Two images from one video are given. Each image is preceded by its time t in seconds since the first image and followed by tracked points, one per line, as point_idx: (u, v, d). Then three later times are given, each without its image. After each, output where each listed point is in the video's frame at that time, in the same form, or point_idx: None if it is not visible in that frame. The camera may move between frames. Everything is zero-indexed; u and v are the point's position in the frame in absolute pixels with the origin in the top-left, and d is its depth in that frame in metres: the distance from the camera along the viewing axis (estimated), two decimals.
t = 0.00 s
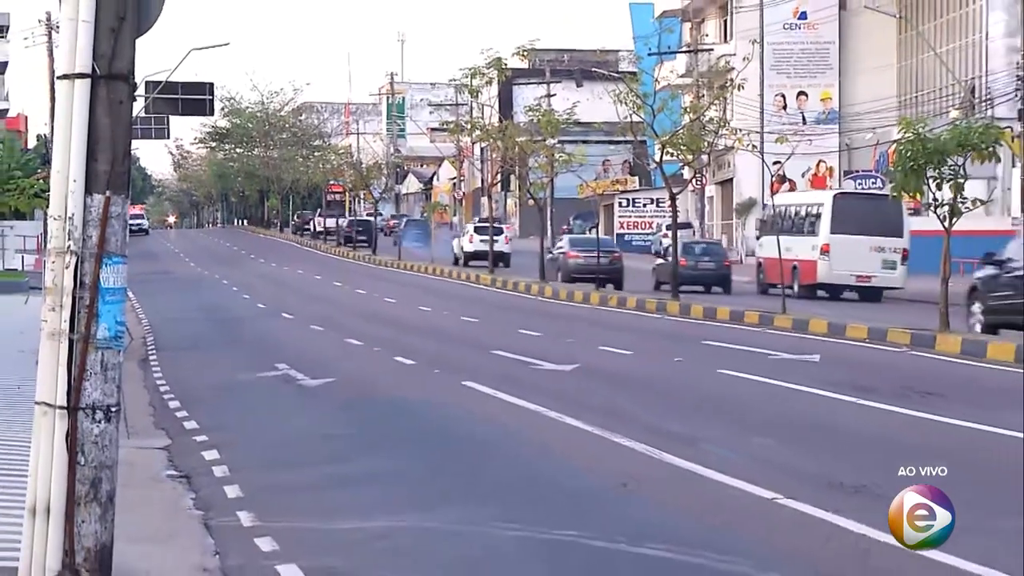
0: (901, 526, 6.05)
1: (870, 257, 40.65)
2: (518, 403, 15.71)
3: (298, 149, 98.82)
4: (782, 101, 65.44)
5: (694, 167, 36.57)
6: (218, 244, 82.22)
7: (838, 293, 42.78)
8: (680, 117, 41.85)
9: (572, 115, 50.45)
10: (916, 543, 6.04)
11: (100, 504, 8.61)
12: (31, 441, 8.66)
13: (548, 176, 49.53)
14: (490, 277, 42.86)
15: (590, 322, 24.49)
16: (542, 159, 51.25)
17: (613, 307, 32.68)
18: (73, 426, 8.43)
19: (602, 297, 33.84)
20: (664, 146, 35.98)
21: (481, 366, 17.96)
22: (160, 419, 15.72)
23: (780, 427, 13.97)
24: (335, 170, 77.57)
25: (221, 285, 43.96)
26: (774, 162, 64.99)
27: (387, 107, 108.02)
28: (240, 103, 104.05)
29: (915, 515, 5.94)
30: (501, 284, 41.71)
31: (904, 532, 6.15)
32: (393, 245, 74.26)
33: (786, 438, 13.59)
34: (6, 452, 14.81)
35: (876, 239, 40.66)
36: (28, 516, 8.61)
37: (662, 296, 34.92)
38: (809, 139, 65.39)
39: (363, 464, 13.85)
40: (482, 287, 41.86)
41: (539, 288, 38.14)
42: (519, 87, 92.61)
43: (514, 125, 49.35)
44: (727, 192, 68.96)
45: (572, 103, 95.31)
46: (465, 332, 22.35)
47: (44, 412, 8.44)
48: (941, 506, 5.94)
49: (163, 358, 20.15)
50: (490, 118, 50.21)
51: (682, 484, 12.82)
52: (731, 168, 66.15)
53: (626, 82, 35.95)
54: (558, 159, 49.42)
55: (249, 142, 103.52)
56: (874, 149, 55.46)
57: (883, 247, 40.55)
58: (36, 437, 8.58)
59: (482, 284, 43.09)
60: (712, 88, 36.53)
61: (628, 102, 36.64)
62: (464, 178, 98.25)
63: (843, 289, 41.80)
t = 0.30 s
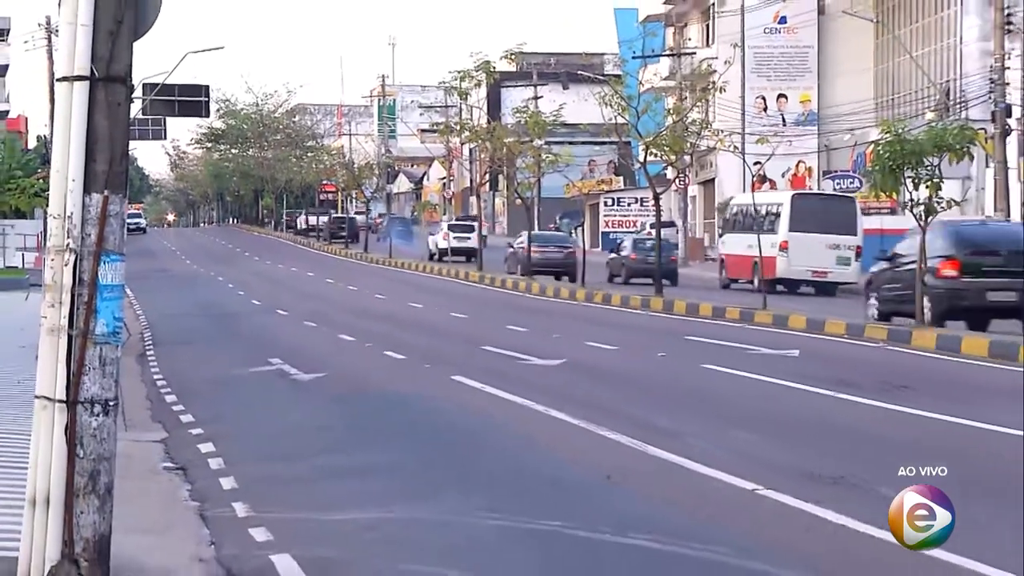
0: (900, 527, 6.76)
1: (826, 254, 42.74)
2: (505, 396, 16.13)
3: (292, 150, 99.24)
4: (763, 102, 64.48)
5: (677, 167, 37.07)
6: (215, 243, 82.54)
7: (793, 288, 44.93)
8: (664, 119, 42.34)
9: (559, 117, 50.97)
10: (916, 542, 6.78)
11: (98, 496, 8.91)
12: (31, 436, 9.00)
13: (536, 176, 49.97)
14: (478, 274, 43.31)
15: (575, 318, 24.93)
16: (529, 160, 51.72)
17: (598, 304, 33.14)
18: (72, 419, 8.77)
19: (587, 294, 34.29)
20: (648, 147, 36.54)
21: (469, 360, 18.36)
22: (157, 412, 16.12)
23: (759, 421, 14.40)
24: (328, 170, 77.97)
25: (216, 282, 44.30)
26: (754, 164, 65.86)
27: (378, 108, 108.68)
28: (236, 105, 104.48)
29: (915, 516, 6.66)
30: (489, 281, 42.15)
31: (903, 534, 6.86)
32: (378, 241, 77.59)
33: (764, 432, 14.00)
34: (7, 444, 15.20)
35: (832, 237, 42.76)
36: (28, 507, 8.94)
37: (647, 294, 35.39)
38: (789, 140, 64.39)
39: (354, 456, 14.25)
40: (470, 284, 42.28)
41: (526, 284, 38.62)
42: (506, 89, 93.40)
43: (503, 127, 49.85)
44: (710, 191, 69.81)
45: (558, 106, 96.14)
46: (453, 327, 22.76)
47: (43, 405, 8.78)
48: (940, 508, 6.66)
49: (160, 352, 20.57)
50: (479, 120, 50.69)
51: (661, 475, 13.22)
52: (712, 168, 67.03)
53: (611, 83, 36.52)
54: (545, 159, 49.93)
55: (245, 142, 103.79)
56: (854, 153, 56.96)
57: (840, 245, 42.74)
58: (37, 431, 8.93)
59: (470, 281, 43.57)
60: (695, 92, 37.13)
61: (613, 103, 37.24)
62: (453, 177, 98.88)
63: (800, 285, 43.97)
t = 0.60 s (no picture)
0: (898, 529, 5.00)
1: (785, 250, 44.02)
2: (493, 390, 16.54)
3: (285, 150, 100.14)
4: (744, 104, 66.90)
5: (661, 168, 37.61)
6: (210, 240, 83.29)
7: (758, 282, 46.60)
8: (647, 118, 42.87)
9: (546, 117, 51.62)
10: (915, 545, 5.01)
11: (96, 487, 9.27)
12: (31, 429, 9.37)
13: (523, 175, 50.65)
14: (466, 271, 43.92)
15: (560, 313, 25.38)
16: (516, 159, 52.39)
17: (584, 300, 33.74)
18: (70, 412, 9.14)
19: (573, 290, 34.85)
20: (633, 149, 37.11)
21: (458, 355, 18.76)
22: (154, 406, 16.51)
23: (741, 414, 14.80)
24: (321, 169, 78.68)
25: (210, 279, 44.78)
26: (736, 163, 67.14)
27: (370, 109, 109.76)
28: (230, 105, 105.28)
29: (914, 516, 4.90)
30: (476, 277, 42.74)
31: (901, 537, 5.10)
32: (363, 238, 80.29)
33: (746, 425, 14.38)
34: (6, 437, 15.56)
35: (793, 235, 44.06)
36: (28, 498, 9.32)
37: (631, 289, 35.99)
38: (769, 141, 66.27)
39: (346, 448, 14.64)
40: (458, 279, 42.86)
41: (512, 281, 39.22)
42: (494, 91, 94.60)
43: (491, 127, 50.47)
44: (693, 190, 71.05)
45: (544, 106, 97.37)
46: (442, 322, 23.19)
47: (42, 399, 9.14)
48: (943, 507, 4.90)
49: (157, 348, 20.96)
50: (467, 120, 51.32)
51: (645, 466, 13.62)
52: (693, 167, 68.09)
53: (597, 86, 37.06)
54: (531, 159, 50.56)
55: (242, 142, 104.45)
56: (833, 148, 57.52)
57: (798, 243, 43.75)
58: (37, 424, 9.31)
59: (458, 278, 44.18)
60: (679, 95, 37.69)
61: (598, 105, 37.74)
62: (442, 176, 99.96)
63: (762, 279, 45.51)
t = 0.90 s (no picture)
0: (899, 527, 5.35)
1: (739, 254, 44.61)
2: (479, 385, 16.97)
3: (276, 150, 100.77)
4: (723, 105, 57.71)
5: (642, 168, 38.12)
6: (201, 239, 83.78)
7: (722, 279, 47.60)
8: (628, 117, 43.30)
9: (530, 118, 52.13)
10: (917, 544, 5.35)
11: (90, 480, 9.60)
12: (26, 423, 9.72)
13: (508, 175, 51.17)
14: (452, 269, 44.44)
15: (544, 310, 25.83)
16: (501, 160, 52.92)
17: (567, 297, 34.24)
18: (65, 407, 9.49)
19: (556, 287, 35.33)
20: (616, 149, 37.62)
21: (445, 351, 19.17)
22: (148, 400, 16.91)
23: (719, 408, 15.24)
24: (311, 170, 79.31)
25: (202, 277, 45.19)
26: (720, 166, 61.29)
27: (358, 111, 110.40)
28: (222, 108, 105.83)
29: (915, 516, 5.25)
30: (462, 275, 43.21)
31: (902, 535, 5.46)
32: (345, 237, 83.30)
33: (724, 419, 14.82)
34: (4, 431, 15.94)
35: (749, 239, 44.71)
36: (25, 489, 9.66)
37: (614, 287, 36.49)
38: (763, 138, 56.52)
39: (335, 441, 15.03)
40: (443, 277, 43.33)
41: (497, 279, 39.72)
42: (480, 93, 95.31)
43: (477, 128, 50.97)
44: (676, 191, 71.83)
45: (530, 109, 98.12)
46: (429, 319, 23.62)
47: (38, 394, 9.50)
48: (943, 508, 5.25)
49: (151, 344, 21.34)
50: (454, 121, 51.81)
51: (626, 459, 14.04)
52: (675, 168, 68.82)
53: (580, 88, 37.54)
54: (517, 160, 51.08)
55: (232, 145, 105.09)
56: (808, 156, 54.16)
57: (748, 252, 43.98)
58: (32, 418, 9.65)
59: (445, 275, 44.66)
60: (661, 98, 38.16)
61: (581, 106, 38.24)
62: (430, 176, 100.64)
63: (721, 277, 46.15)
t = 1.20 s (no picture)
0: (901, 526, 6.49)
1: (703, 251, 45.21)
2: (465, 381, 17.28)
3: (265, 151, 101.04)
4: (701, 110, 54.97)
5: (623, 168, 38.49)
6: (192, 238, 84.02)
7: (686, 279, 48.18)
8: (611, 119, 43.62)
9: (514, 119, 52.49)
10: (916, 542, 6.50)
11: (83, 473, 9.93)
12: (20, 417, 10.04)
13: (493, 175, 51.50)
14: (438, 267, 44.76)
15: (528, 308, 26.17)
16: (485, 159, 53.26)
17: (550, 294, 34.57)
18: (58, 402, 9.80)
19: (540, 284, 35.66)
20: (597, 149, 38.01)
21: (431, 347, 19.51)
22: (140, 396, 17.22)
23: (698, 403, 15.60)
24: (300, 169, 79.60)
25: (193, 275, 45.46)
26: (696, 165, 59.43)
27: (346, 111, 110.74)
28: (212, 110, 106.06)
29: (916, 515, 6.40)
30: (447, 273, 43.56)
31: (904, 535, 6.59)
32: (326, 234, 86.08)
33: (704, 413, 15.17)
34: None
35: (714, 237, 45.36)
36: (19, 483, 9.97)
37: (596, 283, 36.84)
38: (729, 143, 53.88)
39: (324, 436, 15.34)
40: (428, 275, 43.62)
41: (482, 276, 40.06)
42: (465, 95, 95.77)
43: (462, 128, 51.29)
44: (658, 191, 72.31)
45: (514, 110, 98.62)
46: (415, 316, 23.95)
47: (32, 388, 9.81)
48: (941, 507, 6.40)
49: (142, 340, 21.64)
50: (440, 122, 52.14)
51: (607, 451, 14.37)
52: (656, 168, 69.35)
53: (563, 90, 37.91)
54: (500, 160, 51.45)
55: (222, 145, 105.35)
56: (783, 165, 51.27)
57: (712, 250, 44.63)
58: (25, 412, 9.96)
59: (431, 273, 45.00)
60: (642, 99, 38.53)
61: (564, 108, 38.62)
62: (416, 176, 101.02)
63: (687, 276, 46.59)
